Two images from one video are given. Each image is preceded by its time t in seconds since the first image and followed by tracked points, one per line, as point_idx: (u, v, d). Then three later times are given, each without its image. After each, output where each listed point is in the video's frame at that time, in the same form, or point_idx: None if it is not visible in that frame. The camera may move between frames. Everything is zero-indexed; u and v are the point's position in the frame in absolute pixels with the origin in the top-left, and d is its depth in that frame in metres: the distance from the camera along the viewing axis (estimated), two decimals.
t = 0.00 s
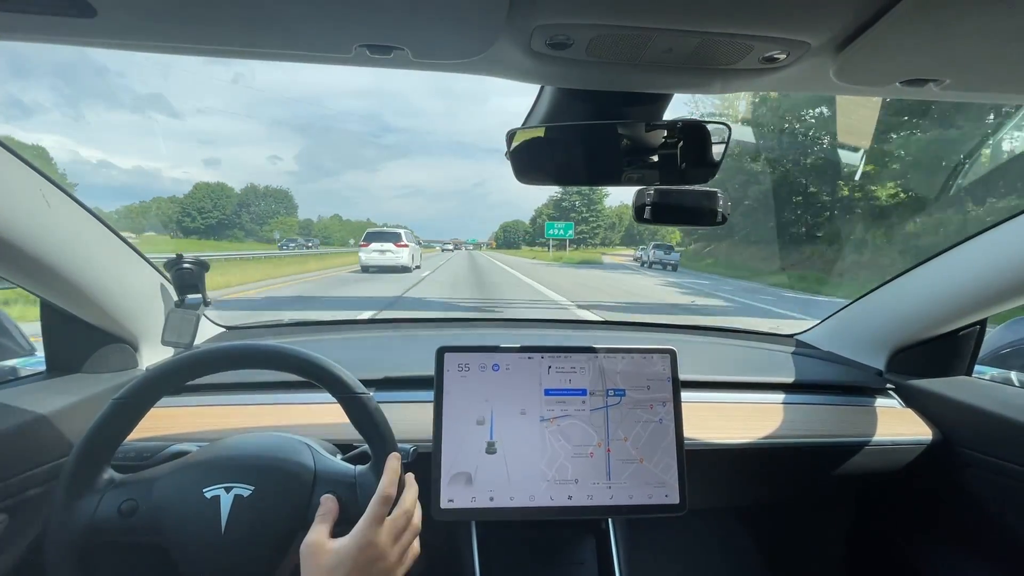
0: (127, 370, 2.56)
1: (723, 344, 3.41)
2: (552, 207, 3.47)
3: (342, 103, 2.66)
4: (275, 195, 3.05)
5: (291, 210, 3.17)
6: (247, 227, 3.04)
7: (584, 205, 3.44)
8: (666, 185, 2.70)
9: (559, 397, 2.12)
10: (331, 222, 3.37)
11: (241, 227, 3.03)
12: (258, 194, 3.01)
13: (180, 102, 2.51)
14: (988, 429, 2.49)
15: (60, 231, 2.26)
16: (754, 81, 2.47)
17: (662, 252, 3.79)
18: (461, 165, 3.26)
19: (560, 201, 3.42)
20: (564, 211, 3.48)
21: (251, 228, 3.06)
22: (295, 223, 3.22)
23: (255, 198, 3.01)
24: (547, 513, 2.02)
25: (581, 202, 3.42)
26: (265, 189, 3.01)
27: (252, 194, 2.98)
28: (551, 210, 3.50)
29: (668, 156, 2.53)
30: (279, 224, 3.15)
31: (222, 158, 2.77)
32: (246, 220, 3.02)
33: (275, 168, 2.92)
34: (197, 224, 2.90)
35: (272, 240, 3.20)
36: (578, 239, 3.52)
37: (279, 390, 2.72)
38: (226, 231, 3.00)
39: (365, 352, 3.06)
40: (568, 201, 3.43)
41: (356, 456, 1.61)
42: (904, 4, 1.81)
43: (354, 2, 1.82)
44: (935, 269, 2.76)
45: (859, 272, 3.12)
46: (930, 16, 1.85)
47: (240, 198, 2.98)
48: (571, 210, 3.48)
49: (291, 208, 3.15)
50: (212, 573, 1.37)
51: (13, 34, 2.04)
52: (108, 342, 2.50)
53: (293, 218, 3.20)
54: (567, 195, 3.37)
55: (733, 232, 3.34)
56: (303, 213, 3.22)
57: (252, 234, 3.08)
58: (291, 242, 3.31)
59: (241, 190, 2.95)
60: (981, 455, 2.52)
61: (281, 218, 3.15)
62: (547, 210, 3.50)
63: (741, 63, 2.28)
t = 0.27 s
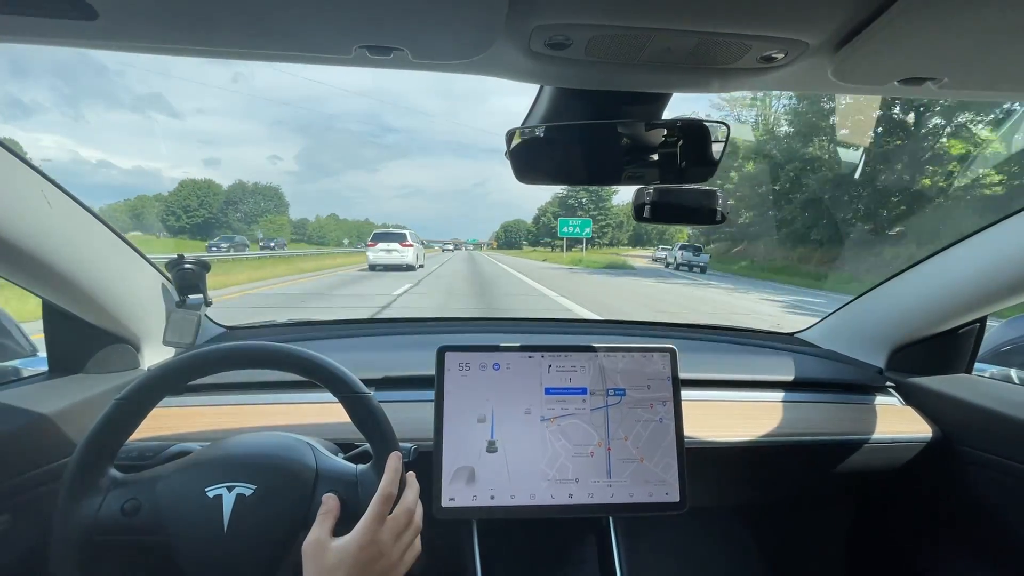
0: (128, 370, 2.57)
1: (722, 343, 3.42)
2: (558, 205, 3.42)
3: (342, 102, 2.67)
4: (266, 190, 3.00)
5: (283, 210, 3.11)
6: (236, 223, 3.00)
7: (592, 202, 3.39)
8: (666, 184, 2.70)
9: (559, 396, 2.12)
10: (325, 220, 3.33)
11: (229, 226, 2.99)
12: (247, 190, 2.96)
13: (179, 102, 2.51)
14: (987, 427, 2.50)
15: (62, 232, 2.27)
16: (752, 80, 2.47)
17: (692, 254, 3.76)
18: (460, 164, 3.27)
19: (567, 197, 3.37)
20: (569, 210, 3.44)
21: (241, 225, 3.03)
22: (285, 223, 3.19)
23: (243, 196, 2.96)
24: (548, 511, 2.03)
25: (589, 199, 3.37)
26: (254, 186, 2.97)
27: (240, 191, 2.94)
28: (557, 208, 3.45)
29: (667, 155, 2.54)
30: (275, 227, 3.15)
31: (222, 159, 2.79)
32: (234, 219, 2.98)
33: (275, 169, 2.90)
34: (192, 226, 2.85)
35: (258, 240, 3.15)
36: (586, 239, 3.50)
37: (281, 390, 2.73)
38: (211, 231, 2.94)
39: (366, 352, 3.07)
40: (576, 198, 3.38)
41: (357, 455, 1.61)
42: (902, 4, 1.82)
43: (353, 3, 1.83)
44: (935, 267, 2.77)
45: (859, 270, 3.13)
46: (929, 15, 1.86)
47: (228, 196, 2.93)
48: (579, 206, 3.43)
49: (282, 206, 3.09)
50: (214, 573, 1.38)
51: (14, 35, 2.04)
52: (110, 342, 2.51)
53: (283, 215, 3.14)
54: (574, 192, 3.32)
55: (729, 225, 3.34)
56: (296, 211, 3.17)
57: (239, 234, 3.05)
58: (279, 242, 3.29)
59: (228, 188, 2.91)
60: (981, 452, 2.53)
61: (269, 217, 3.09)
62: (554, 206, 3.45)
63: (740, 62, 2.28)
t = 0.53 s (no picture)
0: (128, 370, 2.57)
1: (723, 343, 3.42)
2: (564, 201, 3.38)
3: (343, 102, 2.66)
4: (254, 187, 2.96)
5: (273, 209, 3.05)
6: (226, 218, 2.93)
7: (600, 197, 3.28)
8: (667, 184, 2.69)
9: (559, 396, 2.12)
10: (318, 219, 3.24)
11: (215, 225, 2.91)
12: (233, 186, 2.91)
13: (179, 100, 2.50)
14: (988, 426, 2.50)
15: (60, 231, 2.26)
16: (753, 78, 2.47)
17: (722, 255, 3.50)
18: (461, 164, 3.26)
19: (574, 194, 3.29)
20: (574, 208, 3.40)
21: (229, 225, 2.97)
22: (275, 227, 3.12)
23: (230, 193, 2.91)
24: (548, 511, 2.02)
25: (596, 195, 3.27)
26: (241, 182, 2.92)
27: (227, 188, 2.89)
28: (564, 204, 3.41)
29: (668, 154, 2.54)
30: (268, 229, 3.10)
31: (222, 158, 2.80)
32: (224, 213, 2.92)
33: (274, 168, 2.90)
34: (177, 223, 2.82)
35: (246, 240, 3.08)
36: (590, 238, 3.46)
37: (280, 390, 2.73)
38: (198, 230, 2.88)
39: (366, 352, 3.07)
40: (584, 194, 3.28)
41: (357, 454, 1.61)
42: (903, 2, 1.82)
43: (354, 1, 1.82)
44: (936, 266, 2.77)
45: (860, 270, 3.13)
46: (929, 13, 1.85)
47: (213, 192, 2.88)
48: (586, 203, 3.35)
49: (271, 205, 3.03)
50: (213, 572, 1.37)
51: (14, 34, 2.04)
52: (109, 342, 2.51)
53: (271, 214, 3.07)
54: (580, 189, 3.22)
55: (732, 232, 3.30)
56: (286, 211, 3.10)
57: (224, 234, 2.98)
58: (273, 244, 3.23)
59: (215, 185, 2.86)
60: (981, 452, 2.53)
61: (255, 216, 3.02)
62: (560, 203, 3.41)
63: (741, 61, 2.27)
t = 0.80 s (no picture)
0: (128, 370, 2.57)
1: (723, 343, 3.42)
2: (571, 199, 3.37)
3: (344, 102, 2.66)
4: (241, 184, 2.92)
5: (260, 207, 3.04)
6: (213, 214, 2.91)
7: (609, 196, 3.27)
8: (666, 184, 2.70)
9: (559, 396, 2.12)
10: (313, 218, 3.28)
11: (199, 224, 2.89)
12: (219, 184, 2.88)
13: (178, 100, 2.50)
14: (987, 426, 2.50)
15: (61, 231, 2.27)
16: (752, 79, 2.47)
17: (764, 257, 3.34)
18: (461, 164, 3.26)
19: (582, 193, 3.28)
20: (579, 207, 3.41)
21: (213, 221, 2.95)
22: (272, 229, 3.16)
23: (214, 189, 2.88)
24: (548, 511, 2.03)
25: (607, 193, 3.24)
26: (228, 179, 2.89)
27: (212, 184, 2.86)
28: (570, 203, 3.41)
29: (667, 155, 2.54)
30: (264, 232, 3.14)
31: (222, 158, 2.80)
32: (209, 209, 2.90)
33: (273, 168, 2.90)
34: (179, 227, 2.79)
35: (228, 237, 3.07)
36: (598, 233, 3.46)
37: (280, 390, 2.73)
38: (183, 228, 2.82)
39: (366, 352, 3.07)
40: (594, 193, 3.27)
41: (356, 454, 1.61)
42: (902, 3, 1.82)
43: (354, 2, 1.83)
44: (936, 266, 2.77)
45: (859, 271, 3.13)
46: (928, 15, 1.85)
47: (197, 190, 2.85)
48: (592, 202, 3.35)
49: (257, 203, 3.02)
50: (213, 572, 1.37)
51: (13, 35, 2.04)
52: (109, 342, 2.51)
53: (259, 213, 3.06)
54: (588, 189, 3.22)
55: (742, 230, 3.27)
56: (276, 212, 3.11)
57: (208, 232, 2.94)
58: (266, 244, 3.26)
59: (200, 180, 2.83)
60: (980, 452, 2.53)
61: (242, 215, 3.02)
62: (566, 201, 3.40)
63: (740, 61, 2.27)
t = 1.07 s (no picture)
0: (127, 370, 2.57)
1: (722, 344, 3.42)
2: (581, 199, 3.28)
3: (344, 103, 2.67)
4: (225, 179, 2.91)
5: (246, 204, 3.02)
6: (194, 211, 2.86)
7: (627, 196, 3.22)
8: (666, 185, 2.70)
9: (559, 397, 2.12)
10: (306, 216, 3.26)
11: (177, 221, 2.79)
12: (200, 178, 2.87)
13: (178, 100, 2.50)
14: (987, 427, 2.50)
15: (61, 231, 2.27)
16: (753, 80, 2.47)
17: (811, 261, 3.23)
18: (460, 164, 3.27)
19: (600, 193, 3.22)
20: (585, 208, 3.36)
21: (189, 218, 2.85)
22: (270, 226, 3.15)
23: (196, 184, 2.86)
24: (548, 512, 2.02)
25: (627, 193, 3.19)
26: (210, 174, 2.88)
27: (194, 180, 2.85)
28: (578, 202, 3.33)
29: (667, 155, 2.54)
30: (260, 231, 3.14)
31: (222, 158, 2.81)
32: (190, 206, 2.84)
33: (273, 168, 2.90)
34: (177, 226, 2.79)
35: (202, 233, 2.95)
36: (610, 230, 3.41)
37: (280, 390, 2.73)
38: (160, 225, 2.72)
39: (365, 352, 3.07)
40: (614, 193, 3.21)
41: (356, 455, 1.60)
42: (903, 4, 1.82)
43: (354, 3, 1.83)
44: (936, 267, 2.77)
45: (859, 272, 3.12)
46: (928, 16, 1.85)
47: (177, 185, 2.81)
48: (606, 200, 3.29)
49: (243, 200, 3.00)
50: (212, 573, 1.37)
51: (14, 35, 2.04)
52: (108, 342, 2.51)
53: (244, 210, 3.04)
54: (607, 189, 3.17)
55: (757, 229, 3.23)
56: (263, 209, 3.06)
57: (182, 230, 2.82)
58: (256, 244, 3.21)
59: (181, 175, 2.80)
60: (979, 453, 2.53)
61: (226, 212, 2.99)
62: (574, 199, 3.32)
63: (741, 62, 2.27)
